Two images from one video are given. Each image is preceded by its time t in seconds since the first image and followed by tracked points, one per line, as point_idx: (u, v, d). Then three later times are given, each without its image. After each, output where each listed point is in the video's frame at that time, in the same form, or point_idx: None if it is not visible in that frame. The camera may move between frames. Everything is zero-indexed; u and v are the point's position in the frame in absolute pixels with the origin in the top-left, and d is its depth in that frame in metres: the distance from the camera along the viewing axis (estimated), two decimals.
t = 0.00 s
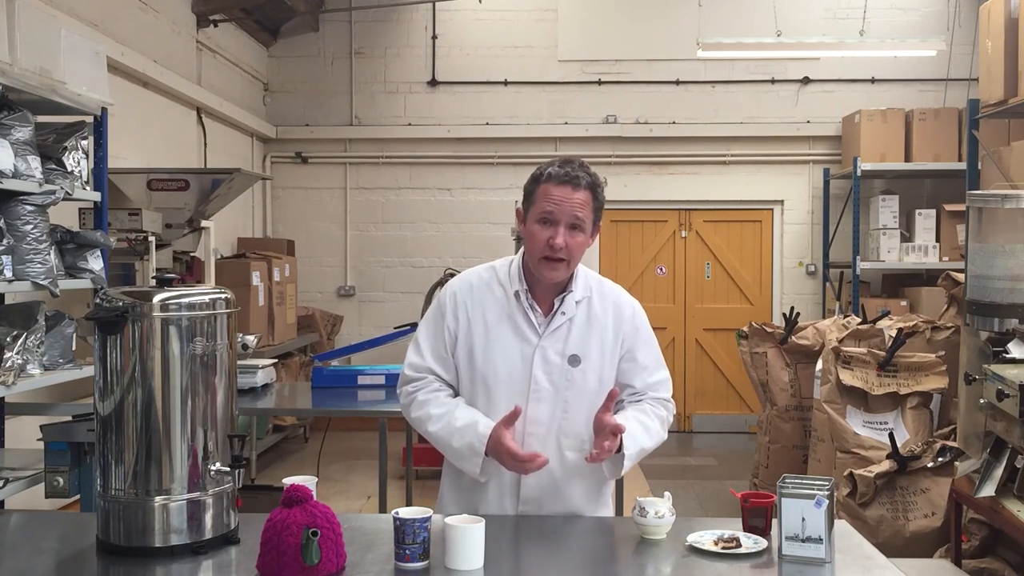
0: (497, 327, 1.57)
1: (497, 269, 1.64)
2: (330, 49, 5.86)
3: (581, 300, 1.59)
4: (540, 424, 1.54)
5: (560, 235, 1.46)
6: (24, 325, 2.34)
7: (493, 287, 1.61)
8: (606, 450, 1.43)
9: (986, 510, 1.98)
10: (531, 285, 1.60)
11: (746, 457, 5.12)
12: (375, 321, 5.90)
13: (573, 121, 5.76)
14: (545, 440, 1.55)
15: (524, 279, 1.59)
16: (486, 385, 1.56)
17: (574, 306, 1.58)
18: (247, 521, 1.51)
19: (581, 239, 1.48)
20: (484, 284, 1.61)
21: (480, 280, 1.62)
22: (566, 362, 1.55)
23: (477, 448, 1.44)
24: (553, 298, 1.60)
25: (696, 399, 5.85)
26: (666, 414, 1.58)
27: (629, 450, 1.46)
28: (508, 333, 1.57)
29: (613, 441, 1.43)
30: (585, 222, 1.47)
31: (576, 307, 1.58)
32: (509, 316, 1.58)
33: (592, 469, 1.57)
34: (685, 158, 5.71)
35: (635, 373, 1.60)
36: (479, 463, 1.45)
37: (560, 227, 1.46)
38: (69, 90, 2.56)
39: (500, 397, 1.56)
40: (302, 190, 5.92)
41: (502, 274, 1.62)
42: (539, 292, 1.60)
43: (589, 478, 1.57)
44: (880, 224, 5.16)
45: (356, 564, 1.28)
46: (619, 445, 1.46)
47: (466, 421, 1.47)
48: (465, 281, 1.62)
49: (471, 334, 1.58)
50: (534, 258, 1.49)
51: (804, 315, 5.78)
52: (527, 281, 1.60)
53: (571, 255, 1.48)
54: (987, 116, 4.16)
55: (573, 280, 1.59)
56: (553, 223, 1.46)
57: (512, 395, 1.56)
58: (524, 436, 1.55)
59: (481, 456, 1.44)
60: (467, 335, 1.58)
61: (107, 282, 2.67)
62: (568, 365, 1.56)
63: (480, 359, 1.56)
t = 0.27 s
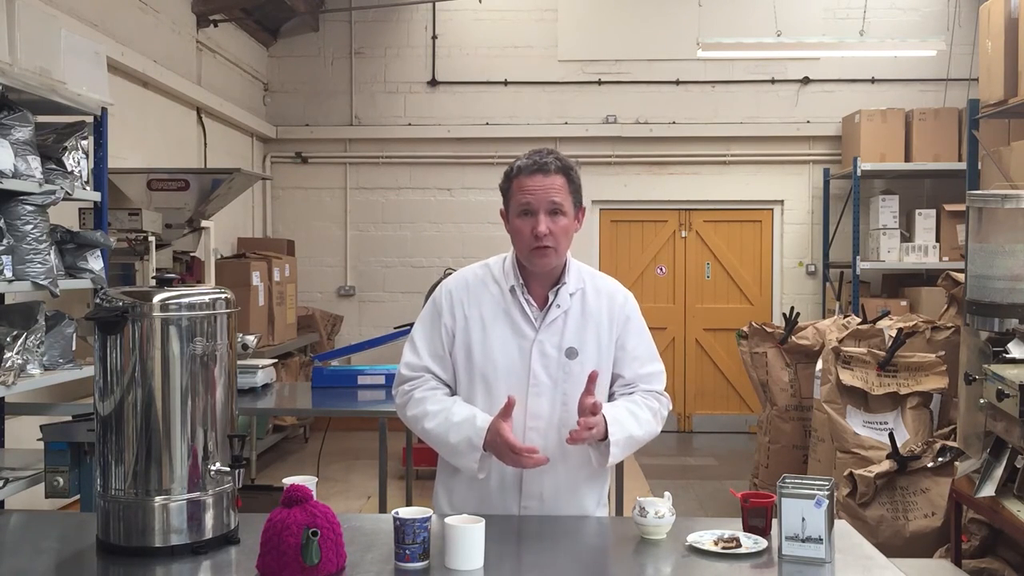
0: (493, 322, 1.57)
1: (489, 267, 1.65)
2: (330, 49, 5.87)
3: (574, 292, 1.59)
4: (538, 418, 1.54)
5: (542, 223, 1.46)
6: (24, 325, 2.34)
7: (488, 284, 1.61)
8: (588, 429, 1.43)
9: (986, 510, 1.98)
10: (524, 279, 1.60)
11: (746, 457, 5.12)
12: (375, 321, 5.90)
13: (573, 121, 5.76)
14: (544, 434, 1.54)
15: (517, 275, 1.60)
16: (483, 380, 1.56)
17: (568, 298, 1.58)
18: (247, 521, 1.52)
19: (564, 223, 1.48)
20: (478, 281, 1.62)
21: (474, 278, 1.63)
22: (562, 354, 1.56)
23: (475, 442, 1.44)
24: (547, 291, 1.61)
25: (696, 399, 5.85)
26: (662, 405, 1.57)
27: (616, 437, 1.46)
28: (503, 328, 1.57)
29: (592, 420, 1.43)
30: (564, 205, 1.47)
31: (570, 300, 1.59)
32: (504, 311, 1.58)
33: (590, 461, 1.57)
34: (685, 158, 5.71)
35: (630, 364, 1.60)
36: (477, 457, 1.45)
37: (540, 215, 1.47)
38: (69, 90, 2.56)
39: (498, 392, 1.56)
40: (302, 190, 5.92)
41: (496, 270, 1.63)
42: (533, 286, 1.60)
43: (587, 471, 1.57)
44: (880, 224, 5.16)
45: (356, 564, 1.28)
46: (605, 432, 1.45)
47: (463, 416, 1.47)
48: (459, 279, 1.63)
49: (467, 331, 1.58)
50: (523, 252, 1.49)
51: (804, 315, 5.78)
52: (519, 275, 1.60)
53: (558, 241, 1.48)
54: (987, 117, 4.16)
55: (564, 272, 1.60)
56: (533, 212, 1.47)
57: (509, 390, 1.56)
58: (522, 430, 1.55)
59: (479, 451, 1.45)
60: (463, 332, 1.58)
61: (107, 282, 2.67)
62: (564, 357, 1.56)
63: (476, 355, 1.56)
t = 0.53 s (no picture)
0: (490, 318, 1.58)
1: (485, 264, 1.65)
2: (330, 49, 5.87)
3: (570, 287, 1.60)
4: (536, 412, 1.54)
5: (533, 214, 1.46)
6: (24, 325, 2.34)
7: (484, 280, 1.61)
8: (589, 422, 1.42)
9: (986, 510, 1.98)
10: (520, 275, 1.61)
11: (746, 457, 5.12)
12: (375, 321, 5.90)
13: (573, 121, 5.76)
14: (543, 428, 1.54)
15: (513, 270, 1.60)
16: (481, 376, 1.56)
17: (565, 292, 1.58)
18: (247, 521, 1.52)
19: (556, 214, 1.48)
20: (475, 278, 1.62)
21: (471, 275, 1.63)
22: (560, 348, 1.56)
23: (473, 437, 1.44)
24: (543, 286, 1.61)
25: (696, 399, 5.85)
26: (661, 399, 1.57)
27: (614, 429, 1.46)
28: (500, 324, 1.58)
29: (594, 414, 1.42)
30: (555, 196, 1.48)
31: (567, 294, 1.59)
32: (501, 306, 1.58)
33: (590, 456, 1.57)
34: (685, 158, 5.71)
35: (627, 358, 1.60)
36: (475, 451, 1.45)
37: (532, 206, 1.47)
38: (69, 90, 2.56)
39: (496, 388, 1.56)
40: (302, 190, 5.92)
41: (492, 267, 1.63)
42: (529, 281, 1.61)
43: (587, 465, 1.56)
44: (880, 224, 5.16)
45: (356, 564, 1.28)
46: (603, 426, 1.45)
47: (462, 411, 1.47)
48: (456, 277, 1.63)
49: (464, 327, 1.58)
50: (516, 245, 1.49)
51: (804, 315, 5.78)
52: (515, 271, 1.60)
53: (550, 232, 1.48)
54: (987, 117, 4.16)
55: (560, 266, 1.60)
56: (524, 204, 1.47)
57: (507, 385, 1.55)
58: (521, 425, 1.55)
59: (477, 446, 1.45)
60: (460, 329, 1.58)
61: (107, 282, 2.67)
62: (562, 352, 1.56)
63: (474, 351, 1.56)
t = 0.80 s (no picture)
0: (489, 319, 1.58)
1: (484, 266, 1.65)
2: (330, 49, 5.86)
3: (569, 287, 1.60)
4: (536, 412, 1.54)
5: (530, 217, 1.46)
6: (24, 325, 2.34)
7: (483, 281, 1.61)
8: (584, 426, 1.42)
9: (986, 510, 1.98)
10: (518, 276, 1.61)
11: (746, 457, 5.12)
12: (375, 321, 5.90)
13: (573, 121, 5.76)
14: (543, 428, 1.54)
15: (512, 271, 1.60)
16: (480, 376, 1.56)
17: (563, 292, 1.58)
18: (247, 521, 1.51)
19: (553, 215, 1.48)
20: (474, 279, 1.62)
21: (470, 276, 1.63)
22: (559, 348, 1.56)
23: (472, 436, 1.44)
24: (541, 286, 1.61)
25: (696, 399, 5.85)
26: (660, 398, 1.57)
27: (611, 430, 1.46)
28: (499, 324, 1.58)
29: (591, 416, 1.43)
30: (551, 197, 1.48)
31: (565, 294, 1.59)
32: (500, 307, 1.58)
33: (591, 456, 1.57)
34: (685, 158, 5.71)
35: (626, 358, 1.60)
36: (474, 451, 1.46)
37: (528, 208, 1.47)
38: (69, 90, 2.56)
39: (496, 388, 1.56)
40: (302, 190, 5.92)
41: (491, 268, 1.63)
42: (528, 282, 1.61)
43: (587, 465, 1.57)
44: (880, 224, 5.16)
45: (356, 564, 1.28)
46: (600, 428, 1.45)
47: (460, 411, 1.47)
48: (455, 278, 1.63)
49: (464, 328, 1.58)
50: (514, 247, 1.49)
51: (804, 315, 5.78)
52: (514, 272, 1.60)
53: (548, 233, 1.48)
54: (987, 117, 4.16)
55: (558, 267, 1.60)
56: (520, 207, 1.47)
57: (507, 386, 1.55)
58: (521, 425, 1.55)
59: (476, 445, 1.45)
60: (459, 329, 1.58)
61: (107, 282, 2.67)
62: (561, 352, 1.56)
63: (473, 351, 1.56)
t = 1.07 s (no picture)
0: (490, 319, 1.57)
1: (485, 265, 1.65)
2: (330, 49, 5.86)
3: (570, 286, 1.60)
4: (538, 412, 1.54)
5: (531, 217, 1.46)
6: (24, 325, 2.34)
7: (484, 281, 1.61)
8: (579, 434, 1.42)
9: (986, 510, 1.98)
10: (520, 275, 1.61)
11: (746, 457, 5.12)
12: (375, 321, 5.90)
13: (573, 121, 5.76)
14: (544, 428, 1.54)
15: (513, 271, 1.60)
16: (482, 378, 1.56)
17: (565, 292, 1.58)
18: (247, 521, 1.52)
19: (553, 215, 1.48)
20: (475, 279, 1.62)
21: (471, 276, 1.63)
22: (561, 347, 1.56)
23: (474, 437, 1.44)
24: (543, 286, 1.61)
25: (696, 399, 5.85)
26: (661, 397, 1.57)
27: (611, 434, 1.45)
28: (501, 325, 1.58)
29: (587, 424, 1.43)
30: (552, 197, 1.47)
31: (567, 293, 1.59)
32: (502, 307, 1.58)
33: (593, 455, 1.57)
34: (685, 158, 5.71)
35: (627, 356, 1.60)
36: (476, 452, 1.46)
37: (529, 208, 1.47)
38: (69, 90, 2.56)
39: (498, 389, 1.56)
40: (302, 190, 5.92)
41: (492, 268, 1.63)
42: (529, 281, 1.61)
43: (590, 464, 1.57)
44: (880, 224, 5.16)
45: (356, 564, 1.28)
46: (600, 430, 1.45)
47: (462, 412, 1.47)
48: (456, 278, 1.63)
49: (465, 329, 1.58)
50: (515, 246, 1.50)
51: (804, 315, 5.78)
52: (516, 272, 1.60)
53: (549, 233, 1.48)
54: (987, 117, 4.16)
55: (560, 266, 1.60)
56: (521, 207, 1.47)
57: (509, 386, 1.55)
58: (524, 425, 1.55)
59: (478, 446, 1.45)
60: (461, 330, 1.58)
61: (107, 282, 2.67)
62: (562, 351, 1.56)
63: (475, 352, 1.56)
